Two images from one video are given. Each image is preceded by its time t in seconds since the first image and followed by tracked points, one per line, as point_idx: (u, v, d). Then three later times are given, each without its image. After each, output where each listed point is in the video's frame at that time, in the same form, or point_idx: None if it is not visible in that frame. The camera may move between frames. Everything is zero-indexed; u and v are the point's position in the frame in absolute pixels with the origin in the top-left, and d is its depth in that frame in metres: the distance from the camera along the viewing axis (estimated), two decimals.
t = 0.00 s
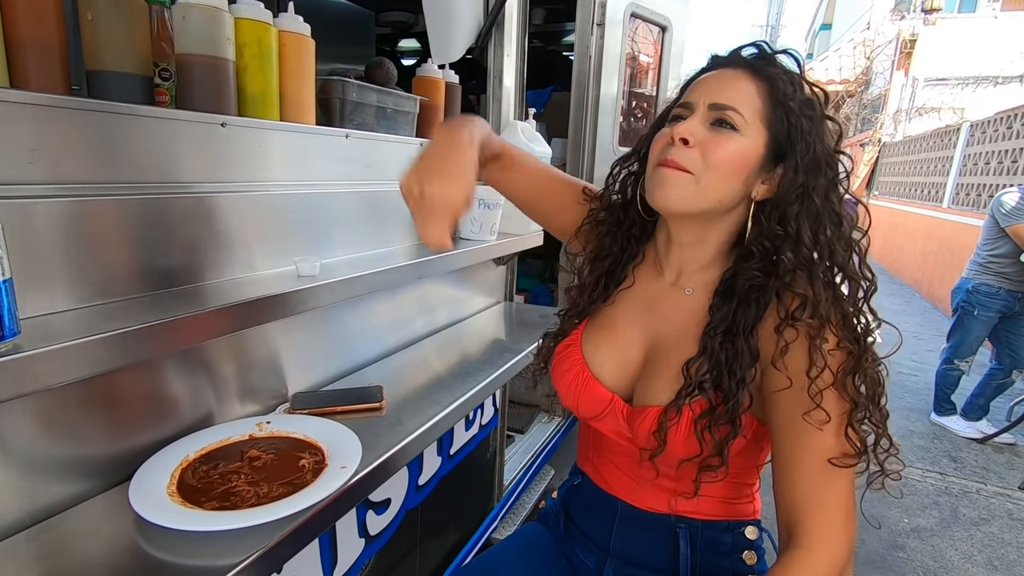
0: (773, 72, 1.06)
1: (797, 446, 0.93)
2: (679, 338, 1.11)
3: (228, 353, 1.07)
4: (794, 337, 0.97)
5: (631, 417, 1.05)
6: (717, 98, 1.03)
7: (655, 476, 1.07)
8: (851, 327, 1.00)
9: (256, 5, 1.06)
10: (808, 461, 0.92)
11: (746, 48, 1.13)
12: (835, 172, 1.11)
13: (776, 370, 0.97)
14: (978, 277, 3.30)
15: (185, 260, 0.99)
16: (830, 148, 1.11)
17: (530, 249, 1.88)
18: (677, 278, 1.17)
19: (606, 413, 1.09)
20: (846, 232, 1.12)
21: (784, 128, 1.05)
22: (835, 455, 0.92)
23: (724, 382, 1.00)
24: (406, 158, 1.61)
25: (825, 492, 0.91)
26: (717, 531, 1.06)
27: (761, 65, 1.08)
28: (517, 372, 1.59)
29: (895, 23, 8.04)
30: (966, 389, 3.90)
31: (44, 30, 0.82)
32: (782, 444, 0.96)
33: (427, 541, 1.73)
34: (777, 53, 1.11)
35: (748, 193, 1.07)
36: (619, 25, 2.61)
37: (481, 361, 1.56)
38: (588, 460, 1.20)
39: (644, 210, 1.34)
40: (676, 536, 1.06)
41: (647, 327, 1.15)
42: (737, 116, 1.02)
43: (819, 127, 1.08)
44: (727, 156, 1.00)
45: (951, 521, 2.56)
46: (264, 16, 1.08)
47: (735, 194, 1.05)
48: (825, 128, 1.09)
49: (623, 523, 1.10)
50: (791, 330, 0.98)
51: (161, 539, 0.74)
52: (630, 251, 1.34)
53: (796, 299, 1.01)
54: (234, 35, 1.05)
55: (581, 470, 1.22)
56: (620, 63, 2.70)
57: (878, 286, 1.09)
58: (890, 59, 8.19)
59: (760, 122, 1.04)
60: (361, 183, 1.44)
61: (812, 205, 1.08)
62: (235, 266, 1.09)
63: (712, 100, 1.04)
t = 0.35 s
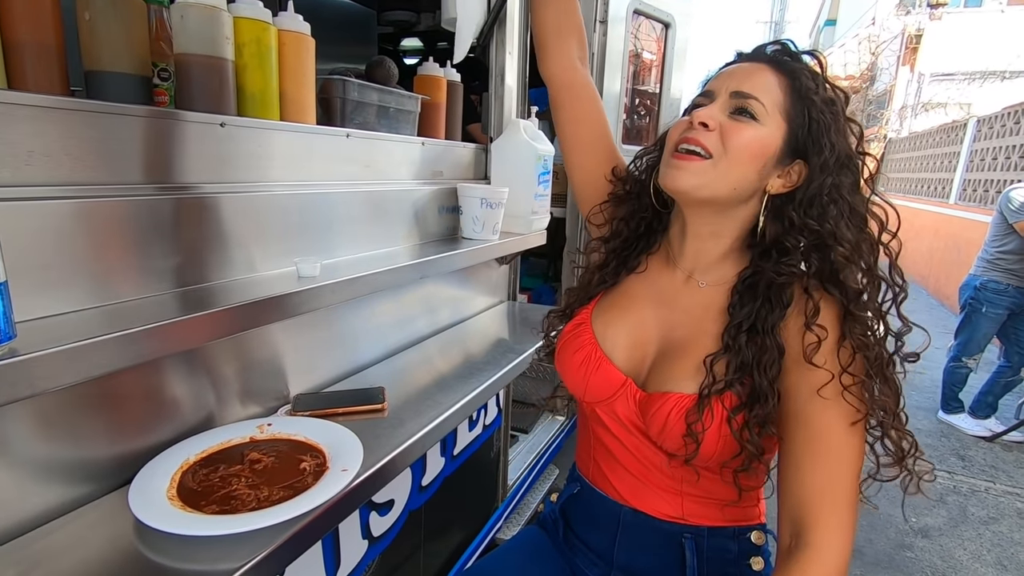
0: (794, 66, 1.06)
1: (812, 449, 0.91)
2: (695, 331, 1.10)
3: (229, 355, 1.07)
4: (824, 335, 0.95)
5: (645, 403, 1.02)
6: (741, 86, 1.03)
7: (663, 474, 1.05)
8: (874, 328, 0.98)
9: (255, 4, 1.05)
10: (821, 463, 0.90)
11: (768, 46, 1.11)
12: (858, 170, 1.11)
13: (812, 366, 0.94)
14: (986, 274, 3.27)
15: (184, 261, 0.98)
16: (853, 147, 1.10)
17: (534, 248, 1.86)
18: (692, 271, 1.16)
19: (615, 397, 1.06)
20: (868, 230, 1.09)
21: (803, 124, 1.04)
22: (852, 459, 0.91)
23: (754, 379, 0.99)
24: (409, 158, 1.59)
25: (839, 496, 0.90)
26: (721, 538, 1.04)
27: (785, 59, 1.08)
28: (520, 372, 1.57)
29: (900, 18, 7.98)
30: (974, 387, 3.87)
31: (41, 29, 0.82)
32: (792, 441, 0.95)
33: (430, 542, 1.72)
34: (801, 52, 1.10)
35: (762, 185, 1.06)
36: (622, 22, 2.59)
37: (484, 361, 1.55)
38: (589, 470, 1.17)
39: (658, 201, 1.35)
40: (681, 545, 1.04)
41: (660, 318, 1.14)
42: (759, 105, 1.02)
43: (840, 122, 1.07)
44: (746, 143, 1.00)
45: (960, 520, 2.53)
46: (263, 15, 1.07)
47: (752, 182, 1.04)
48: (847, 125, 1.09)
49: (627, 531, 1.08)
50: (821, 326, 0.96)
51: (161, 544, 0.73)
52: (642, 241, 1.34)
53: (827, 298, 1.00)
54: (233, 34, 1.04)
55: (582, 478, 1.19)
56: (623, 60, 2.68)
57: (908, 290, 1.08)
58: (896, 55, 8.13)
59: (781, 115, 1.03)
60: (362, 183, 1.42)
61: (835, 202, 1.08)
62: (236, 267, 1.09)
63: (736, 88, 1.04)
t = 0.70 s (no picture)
0: (800, 69, 1.05)
1: (820, 445, 0.91)
2: (701, 335, 1.10)
3: (237, 361, 1.07)
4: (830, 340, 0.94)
5: (651, 409, 1.02)
6: (751, 94, 1.02)
7: (674, 479, 1.04)
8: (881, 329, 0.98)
9: (262, 11, 1.06)
10: (828, 458, 0.90)
11: (771, 46, 1.11)
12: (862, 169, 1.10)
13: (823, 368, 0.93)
14: (992, 274, 3.26)
15: (192, 267, 0.99)
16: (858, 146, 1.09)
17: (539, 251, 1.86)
18: (700, 275, 1.16)
19: (621, 403, 1.07)
20: (871, 228, 1.10)
21: (813, 128, 1.04)
22: (862, 461, 0.90)
23: (761, 382, 0.98)
24: (414, 161, 1.60)
25: (847, 495, 0.90)
26: (729, 543, 1.04)
27: (790, 61, 1.06)
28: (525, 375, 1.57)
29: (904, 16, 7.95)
30: (981, 387, 3.85)
31: (52, 39, 0.83)
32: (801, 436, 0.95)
33: (437, 545, 1.72)
34: (802, 52, 1.10)
35: (773, 191, 1.06)
36: (625, 23, 2.59)
37: (491, 365, 1.55)
38: (595, 473, 1.18)
39: (662, 209, 1.34)
40: (689, 551, 1.04)
41: (666, 322, 1.15)
42: (770, 113, 1.01)
43: (846, 122, 1.06)
44: (760, 153, 1.00)
45: (967, 521, 2.52)
46: (270, 22, 1.08)
47: (764, 191, 1.04)
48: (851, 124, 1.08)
49: (634, 537, 1.08)
50: (832, 329, 0.95)
51: (171, 551, 0.73)
52: (647, 249, 1.34)
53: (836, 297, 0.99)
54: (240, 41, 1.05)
55: (589, 483, 1.19)
56: (627, 60, 2.68)
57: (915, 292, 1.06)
58: (900, 53, 8.10)
59: (791, 120, 1.03)
60: (369, 187, 1.43)
61: (844, 203, 1.08)
62: (243, 272, 1.09)
63: (745, 96, 1.02)
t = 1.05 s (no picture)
0: (774, 71, 1.02)
1: (831, 451, 0.88)
2: (703, 348, 1.04)
3: (244, 370, 1.07)
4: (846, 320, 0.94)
5: (653, 427, 0.98)
6: (739, 105, 0.97)
7: (675, 492, 1.03)
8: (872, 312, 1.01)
9: (269, 23, 1.07)
10: (839, 467, 0.87)
11: (731, 49, 1.07)
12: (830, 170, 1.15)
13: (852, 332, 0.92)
14: (995, 278, 3.26)
15: (200, 277, 1.00)
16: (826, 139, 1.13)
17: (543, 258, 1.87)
18: (695, 286, 1.10)
19: (623, 421, 1.03)
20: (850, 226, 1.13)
21: (795, 126, 1.03)
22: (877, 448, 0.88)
23: (779, 366, 0.94)
24: (418, 170, 1.61)
25: (859, 502, 0.87)
26: (737, 552, 1.03)
27: (758, 64, 1.03)
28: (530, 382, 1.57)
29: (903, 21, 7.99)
30: (985, 391, 3.84)
31: (63, 52, 0.84)
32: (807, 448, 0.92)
33: (442, 553, 1.72)
34: (761, 50, 1.06)
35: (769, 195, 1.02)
36: (626, 31, 2.61)
37: (495, 372, 1.55)
38: (600, 483, 1.17)
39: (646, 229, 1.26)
40: (695, 561, 1.03)
41: (664, 334, 1.09)
42: (763, 121, 0.97)
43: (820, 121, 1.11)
44: (766, 165, 0.95)
45: (974, 527, 2.51)
46: (277, 34, 1.09)
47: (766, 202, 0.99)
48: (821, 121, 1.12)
49: (641, 547, 1.07)
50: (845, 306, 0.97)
51: (181, 560, 0.73)
52: (632, 273, 1.25)
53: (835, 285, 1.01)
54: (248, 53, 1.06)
55: (594, 491, 1.18)
56: (628, 67, 2.70)
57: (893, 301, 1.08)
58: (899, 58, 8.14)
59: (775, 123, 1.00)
60: (374, 195, 1.44)
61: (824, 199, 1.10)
62: (250, 281, 1.10)
63: (737, 107, 0.97)
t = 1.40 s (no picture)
0: (759, 75, 1.01)
1: (830, 459, 0.88)
2: (698, 359, 1.03)
3: (248, 378, 1.08)
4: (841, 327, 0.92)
5: (650, 440, 0.98)
6: (724, 114, 0.96)
7: (675, 504, 1.02)
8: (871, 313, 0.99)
9: (275, 33, 1.08)
10: (839, 476, 0.87)
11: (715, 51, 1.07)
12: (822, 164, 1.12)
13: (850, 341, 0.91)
14: (998, 283, 3.26)
15: (205, 285, 1.00)
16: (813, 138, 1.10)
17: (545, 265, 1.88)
18: (688, 297, 1.10)
19: (620, 435, 1.02)
20: (839, 227, 1.11)
21: (783, 129, 1.02)
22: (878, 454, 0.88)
23: (772, 377, 0.93)
24: (421, 177, 1.61)
25: (861, 511, 0.87)
26: (740, 562, 1.03)
27: (742, 68, 1.02)
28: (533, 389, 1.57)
29: (902, 28, 8.02)
30: (989, 397, 3.83)
31: (72, 62, 0.84)
32: (806, 458, 0.92)
33: (444, 561, 1.71)
34: (744, 52, 1.06)
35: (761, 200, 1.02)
36: (628, 38, 2.63)
37: (498, 379, 1.55)
38: (601, 493, 1.16)
39: (637, 239, 1.26)
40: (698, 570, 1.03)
41: (659, 345, 1.09)
42: (749, 128, 0.96)
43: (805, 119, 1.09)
44: (754, 174, 0.94)
45: (980, 534, 2.50)
46: (283, 43, 1.10)
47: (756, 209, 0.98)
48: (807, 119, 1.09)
49: (644, 557, 1.06)
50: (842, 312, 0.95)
51: (186, 569, 0.73)
52: (625, 283, 1.24)
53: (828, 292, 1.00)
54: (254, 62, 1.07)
55: (595, 500, 1.18)
56: (630, 74, 2.71)
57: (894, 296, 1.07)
58: (899, 65, 8.16)
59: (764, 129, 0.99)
60: (378, 203, 1.45)
61: (814, 199, 1.08)
62: (254, 289, 1.10)
63: (721, 116, 0.96)
